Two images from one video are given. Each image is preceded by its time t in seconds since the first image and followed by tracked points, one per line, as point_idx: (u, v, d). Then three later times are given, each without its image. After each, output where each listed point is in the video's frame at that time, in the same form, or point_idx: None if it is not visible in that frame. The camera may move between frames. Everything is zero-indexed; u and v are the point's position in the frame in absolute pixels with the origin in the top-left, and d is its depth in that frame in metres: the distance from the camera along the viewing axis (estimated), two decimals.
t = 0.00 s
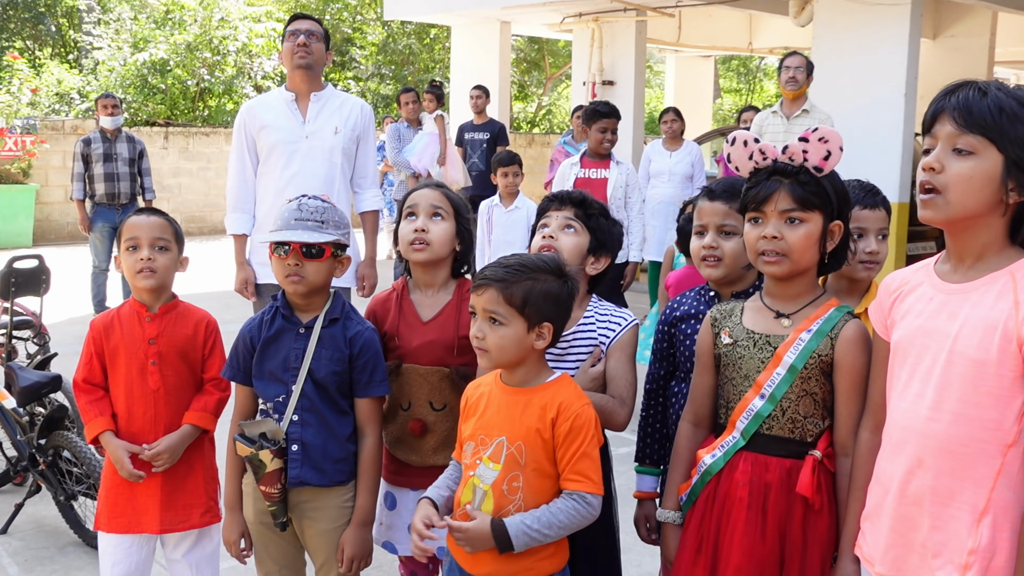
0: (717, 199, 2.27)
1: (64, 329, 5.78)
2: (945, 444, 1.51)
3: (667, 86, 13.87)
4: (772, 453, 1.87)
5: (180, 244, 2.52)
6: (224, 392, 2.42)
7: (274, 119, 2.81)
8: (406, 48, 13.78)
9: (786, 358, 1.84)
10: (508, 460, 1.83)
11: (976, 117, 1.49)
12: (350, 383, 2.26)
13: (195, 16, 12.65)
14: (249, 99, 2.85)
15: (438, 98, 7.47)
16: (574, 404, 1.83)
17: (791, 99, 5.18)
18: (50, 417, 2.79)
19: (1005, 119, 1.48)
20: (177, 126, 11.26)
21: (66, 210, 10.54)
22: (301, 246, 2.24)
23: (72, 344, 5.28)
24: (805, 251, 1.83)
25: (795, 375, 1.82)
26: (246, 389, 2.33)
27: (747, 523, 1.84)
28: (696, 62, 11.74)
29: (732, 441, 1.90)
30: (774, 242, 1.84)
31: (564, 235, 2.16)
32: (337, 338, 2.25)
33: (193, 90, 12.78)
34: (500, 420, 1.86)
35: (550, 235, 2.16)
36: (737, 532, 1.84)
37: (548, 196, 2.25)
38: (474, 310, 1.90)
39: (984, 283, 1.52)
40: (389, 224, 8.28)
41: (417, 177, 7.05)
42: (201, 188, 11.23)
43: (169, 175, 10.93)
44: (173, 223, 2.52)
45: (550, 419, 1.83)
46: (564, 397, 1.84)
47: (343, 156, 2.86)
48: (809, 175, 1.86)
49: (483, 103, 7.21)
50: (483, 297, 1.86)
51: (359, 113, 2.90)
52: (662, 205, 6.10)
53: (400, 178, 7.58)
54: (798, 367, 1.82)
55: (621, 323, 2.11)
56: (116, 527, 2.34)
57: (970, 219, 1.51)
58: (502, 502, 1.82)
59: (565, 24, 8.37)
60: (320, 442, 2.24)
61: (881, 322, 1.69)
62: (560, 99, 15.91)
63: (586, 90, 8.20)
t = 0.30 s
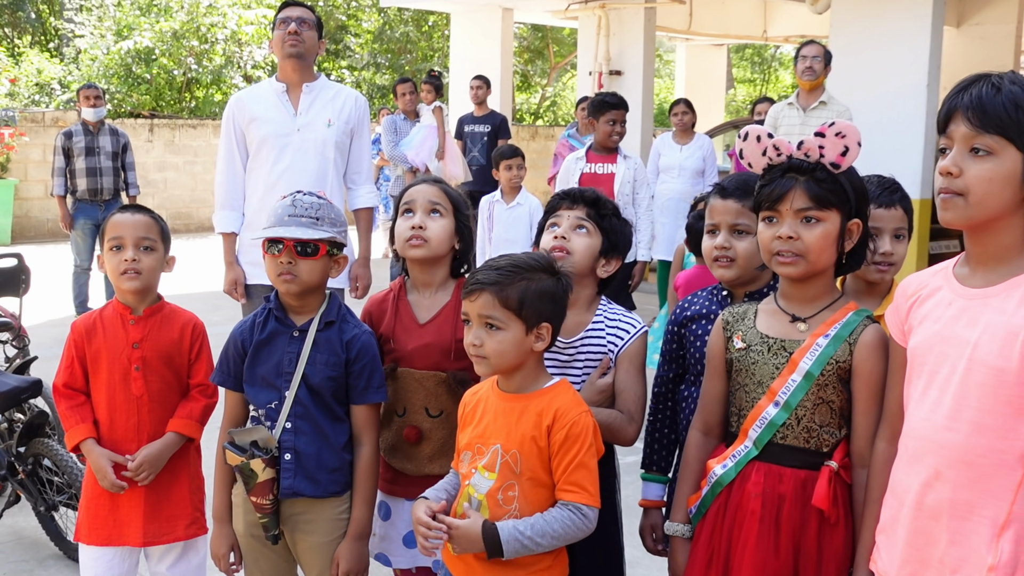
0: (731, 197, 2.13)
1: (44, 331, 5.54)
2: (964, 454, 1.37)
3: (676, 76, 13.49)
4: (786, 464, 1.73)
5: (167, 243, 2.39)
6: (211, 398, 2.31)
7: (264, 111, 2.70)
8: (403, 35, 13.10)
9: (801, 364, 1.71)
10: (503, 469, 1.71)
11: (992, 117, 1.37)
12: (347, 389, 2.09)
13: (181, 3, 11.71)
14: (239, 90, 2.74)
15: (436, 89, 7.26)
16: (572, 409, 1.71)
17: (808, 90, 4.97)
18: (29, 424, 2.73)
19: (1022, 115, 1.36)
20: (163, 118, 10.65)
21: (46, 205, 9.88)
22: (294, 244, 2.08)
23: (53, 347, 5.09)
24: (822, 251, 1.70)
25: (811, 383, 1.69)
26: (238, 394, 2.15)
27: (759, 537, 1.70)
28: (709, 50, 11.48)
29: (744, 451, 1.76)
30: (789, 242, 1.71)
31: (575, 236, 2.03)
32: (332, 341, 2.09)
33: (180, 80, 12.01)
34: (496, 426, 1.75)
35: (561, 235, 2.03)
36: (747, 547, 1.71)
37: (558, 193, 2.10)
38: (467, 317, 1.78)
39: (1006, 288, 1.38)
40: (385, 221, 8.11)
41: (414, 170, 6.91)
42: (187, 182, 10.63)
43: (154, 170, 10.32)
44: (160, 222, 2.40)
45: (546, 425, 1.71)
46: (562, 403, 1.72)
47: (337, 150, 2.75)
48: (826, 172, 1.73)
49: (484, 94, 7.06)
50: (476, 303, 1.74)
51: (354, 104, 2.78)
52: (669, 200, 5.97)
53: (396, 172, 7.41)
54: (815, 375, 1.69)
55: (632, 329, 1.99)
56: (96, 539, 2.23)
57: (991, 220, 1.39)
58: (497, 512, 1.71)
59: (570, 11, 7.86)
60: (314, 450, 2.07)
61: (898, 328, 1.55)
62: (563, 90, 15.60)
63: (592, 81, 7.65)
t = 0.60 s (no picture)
0: (739, 194, 2.05)
1: (32, 334, 5.42)
2: (973, 458, 1.28)
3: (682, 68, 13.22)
4: (792, 468, 1.63)
5: (157, 242, 2.26)
6: (201, 403, 2.19)
7: (255, 106, 2.63)
8: (398, 27, 12.97)
9: (807, 365, 1.61)
10: (513, 473, 1.63)
11: (1002, 111, 1.28)
12: (344, 393, 1.93)
13: None
14: (228, 84, 2.67)
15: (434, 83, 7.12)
16: (577, 404, 1.64)
17: (818, 83, 4.87)
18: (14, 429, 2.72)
19: None
20: (152, 113, 10.30)
21: (31, 203, 9.24)
22: (289, 241, 1.93)
23: (40, 351, 4.98)
24: (828, 249, 1.60)
25: (817, 384, 1.59)
26: (230, 399, 1.99)
27: (765, 544, 1.61)
28: (715, 42, 11.32)
29: (748, 455, 1.65)
30: (793, 239, 1.61)
31: (587, 237, 1.90)
32: (328, 344, 1.93)
33: (169, 74, 11.45)
34: (501, 429, 1.65)
35: (572, 236, 1.90)
36: (753, 556, 1.61)
37: (573, 188, 1.97)
38: (486, 320, 1.66)
39: (1018, 288, 1.29)
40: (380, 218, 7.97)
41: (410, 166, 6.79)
42: (176, 179, 10.24)
43: (142, 167, 9.95)
44: (149, 220, 2.27)
45: (554, 425, 1.63)
46: (570, 398, 1.65)
47: (330, 145, 2.67)
48: (831, 167, 1.63)
49: (482, 87, 6.96)
50: (507, 303, 1.64)
51: (347, 98, 2.71)
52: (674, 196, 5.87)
53: (392, 168, 7.33)
54: (821, 376, 1.59)
55: (638, 334, 1.91)
56: (83, 548, 2.12)
57: (1001, 219, 1.30)
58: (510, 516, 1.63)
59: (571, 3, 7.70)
60: (308, 457, 1.91)
61: (907, 328, 1.45)
62: (565, 83, 15.26)
63: (594, 74, 7.53)
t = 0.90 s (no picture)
0: (738, 193, 2.06)
1: (30, 334, 5.42)
2: (970, 459, 1.28)
3: (681, 68, 13.20)
4: (787, 467, 1.63)
5: (156, 242, 2.26)
6: (201, 403, 2.19)
7: (253, 106, 2.63)
8: (396, 28, 13.00)
9: (803, 365, 1.61)
10: (546, 474, 1.62)
11: (993, 111, 1.28)
12: (342, 394, 1.93)
13: None
14: (226, 85, 2.67)
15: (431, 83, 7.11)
16: (586, 398, 1.68)
17: (815, 83, 4.87)
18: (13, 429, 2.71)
19: None
20: (150, 113, 10.29)
21: (29, 204, 9.23)
22: (288, 241, 1.93)
23: (39, 351, 4.98)
24: (822, 249, 1.60)
25: (812, 384, 1.60)
26: (228, 400, 1.98)
27: (761, 543, 1.61)
28: (712, 42, 11.34)
29: (744, 455, 1.66)
30: (787, 239, 1.61)
31: (590, 238, 1.89)
32: (326, 346, 1.93)
33: (166, 74, 11.38)
34: (525, 431, 1.63)
35: (576, 236, 1.89)
36: (751, 554, 1.61)
37: (573, 189, 1.96)
38: (524, 320, 1.62)
39: (1012, 289, 1.29)
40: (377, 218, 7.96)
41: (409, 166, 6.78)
42: (174, 180, 10.23)
43: (139, 167, 9.93)
44: (149, 220, 2.27)
45: (579, 420, 1.66)
46: (585, 392, 1.69)
47: (328, 145, 2.67)
48: (825, 167, 1.63)
49: (480, 88, 6.95)
50: (548, 301, 1.63)
51: (345, 98, 2.71)
52: (673, 196, 5.86)
53: (389, 169, 7.31)
54: (816, 376, 1.59)
55: (642, 333, 1.91)
56: (82, 548, 2.12)
57: (995, 220, 1.30)
58: (544, 517, 1.63)
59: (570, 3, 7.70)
60: (306, 458, 1.91)
61: (903, 330, 1.45)
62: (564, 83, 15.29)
63: (592, 74, 7.53)
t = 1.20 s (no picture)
0: (734, 186, 2.10)
1: (28, 335, 5.41)
2: (967, 459, 1.28)
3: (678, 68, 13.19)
4: (783, 467, 1.63)
5: (154, 242, 2.26)
6: (200, 404, 2.19)
7: (250, 106, 2.62)
8: (394, 28, 12.99)
9: (799, 365, 1.61)
10: (544, 470, 1.63)
11: (989, 110, 1.28)
12: (339, 396, 1.93)
13: None
14: (224, 85, 2.67)
15: (428, 83, 7.11)
16: (570, 394, 1.70)
17: (813, 83, 4.87)
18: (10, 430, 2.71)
19: (1019, 109, 1.27)
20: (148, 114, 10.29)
21: (26, 204, 9.22)
22: (285, 241, 1.93)
23: (36, 352, 4.98)
24: (818, 249, 1.60)
25: (808, 383, 1.60)
26: (225, 401, 1.99)
27: (757, 543, 1.61)
28: (710, 42, 11.33)
29: (741, 454, 1.66)
30: (784, 239, 1.61)
31: (582, 246, 1.89)
32: (323, 347, 1.93)
33: (164, 75, 11.34)
34: (522, 429, 1.63)
35: (568, 247, 1.89)
36: (747, 553, 1.61)
37: (562, 196, 1.94)
38: (538, 317, 1.62)
39: (1008, 288, 1.30)
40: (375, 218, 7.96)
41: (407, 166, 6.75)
42: (172, 180, 10.22)
43: (137, 168, 9.93)
44: (148, 220, 2.26)
45: (571, 416, 1.68)
46: (572, 389, 1.71)
47: (326, 145, 2.67)
48: (821, 167, 1.63)
49: (477, 88, 6.95)
50: (558, 298, 1.64)
51: (342, 98, 2.71)
52: (670, 196, 5.86)
53: (386, 169, 7.30)
54: (812, 375, 1.59)
55: (645, 341, 1.88)
56: (81, 549, 2.12)
57: (991, 219, 1.30)
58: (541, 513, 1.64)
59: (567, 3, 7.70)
60: (303, 460, 1.91)
61: (899, 331, 1.45)
62: (562, 83, 15.26)
63: (590, 74, 7.53)
